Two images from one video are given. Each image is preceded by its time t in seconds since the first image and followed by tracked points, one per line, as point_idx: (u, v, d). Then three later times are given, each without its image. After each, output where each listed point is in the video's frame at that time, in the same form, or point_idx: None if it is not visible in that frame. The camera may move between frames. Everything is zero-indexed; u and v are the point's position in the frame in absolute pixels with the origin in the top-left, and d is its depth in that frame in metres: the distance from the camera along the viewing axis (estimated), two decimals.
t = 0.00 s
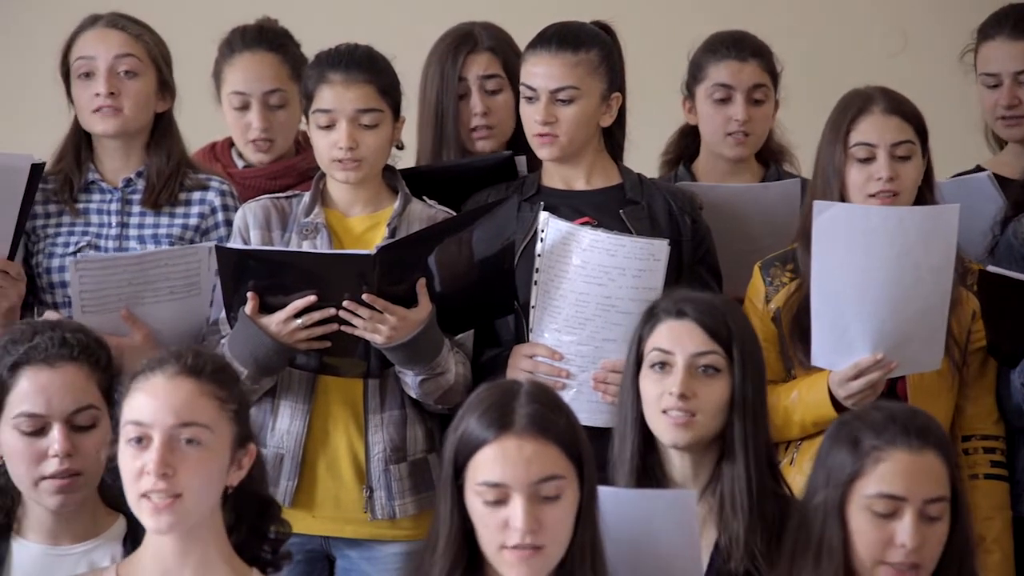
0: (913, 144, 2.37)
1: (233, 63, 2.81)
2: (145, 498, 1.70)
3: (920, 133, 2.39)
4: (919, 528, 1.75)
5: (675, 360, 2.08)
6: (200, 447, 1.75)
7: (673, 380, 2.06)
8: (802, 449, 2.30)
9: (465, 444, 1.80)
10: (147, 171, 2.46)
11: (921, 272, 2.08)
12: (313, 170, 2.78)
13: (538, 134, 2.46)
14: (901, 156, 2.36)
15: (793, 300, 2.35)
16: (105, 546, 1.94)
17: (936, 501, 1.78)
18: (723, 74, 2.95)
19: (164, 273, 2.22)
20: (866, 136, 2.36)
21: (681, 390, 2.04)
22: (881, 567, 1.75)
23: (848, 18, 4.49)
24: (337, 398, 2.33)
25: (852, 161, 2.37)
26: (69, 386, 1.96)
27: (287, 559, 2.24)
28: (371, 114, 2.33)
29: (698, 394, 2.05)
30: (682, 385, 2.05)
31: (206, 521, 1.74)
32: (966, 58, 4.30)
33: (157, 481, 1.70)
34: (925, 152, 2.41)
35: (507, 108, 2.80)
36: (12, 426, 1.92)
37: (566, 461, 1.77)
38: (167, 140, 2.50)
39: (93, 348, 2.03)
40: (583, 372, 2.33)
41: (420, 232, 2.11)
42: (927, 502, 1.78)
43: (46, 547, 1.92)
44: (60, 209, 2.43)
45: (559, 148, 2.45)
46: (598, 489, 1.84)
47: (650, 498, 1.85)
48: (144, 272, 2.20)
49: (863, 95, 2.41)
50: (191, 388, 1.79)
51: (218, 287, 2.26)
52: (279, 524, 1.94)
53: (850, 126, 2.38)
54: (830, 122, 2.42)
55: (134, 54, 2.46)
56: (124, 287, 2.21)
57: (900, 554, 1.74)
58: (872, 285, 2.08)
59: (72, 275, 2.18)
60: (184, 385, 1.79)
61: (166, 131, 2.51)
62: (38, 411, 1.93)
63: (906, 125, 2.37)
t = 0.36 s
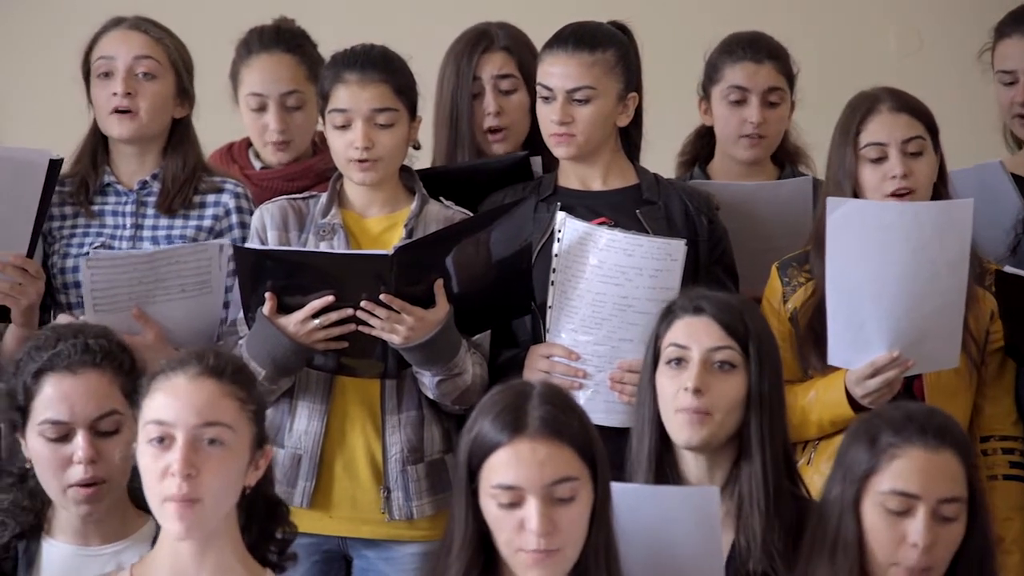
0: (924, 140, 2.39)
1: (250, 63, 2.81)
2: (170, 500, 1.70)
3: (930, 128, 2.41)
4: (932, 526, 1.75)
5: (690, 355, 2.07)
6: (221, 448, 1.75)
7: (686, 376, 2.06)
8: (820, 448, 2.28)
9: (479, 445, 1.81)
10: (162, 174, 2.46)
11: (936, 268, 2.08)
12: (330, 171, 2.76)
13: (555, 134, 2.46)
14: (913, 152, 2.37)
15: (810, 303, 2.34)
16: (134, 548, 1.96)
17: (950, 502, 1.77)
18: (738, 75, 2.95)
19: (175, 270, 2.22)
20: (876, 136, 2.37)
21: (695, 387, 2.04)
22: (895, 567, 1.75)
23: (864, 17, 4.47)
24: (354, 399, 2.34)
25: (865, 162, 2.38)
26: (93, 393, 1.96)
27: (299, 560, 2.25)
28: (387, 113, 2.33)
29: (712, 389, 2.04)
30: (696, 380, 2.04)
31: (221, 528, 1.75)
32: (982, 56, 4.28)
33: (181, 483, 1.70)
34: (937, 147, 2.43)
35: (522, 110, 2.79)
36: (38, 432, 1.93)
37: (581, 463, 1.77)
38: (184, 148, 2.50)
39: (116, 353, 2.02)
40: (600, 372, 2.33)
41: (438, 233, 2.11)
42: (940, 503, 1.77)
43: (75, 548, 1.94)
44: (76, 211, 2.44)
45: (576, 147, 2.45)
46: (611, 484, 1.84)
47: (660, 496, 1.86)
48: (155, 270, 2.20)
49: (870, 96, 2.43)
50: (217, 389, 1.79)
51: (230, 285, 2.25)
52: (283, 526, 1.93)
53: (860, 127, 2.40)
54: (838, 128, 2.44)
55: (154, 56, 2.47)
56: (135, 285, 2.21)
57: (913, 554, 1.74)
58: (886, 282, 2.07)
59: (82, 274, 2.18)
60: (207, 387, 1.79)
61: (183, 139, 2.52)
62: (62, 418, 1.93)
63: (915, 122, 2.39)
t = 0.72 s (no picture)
0: (934, 139, 2.42)
1: (268, 61, 2.82)
2: (198, 499, 1.71)
3: (938, 128, 2.45)
4: (953, 524, 1.74)
5: (704, 356, 2.06)
6: (251, 449, 1.75)
7: (700, 376, 2.05)
8: (835, 448, 2.30)
9: (492, 445, 1.81)
10: (176, 174, 2.47)
11: (950, 270, 2.08)
12: (347, 172, 2.78)
13: (572, 134, 2.46)
14: (924, 153, 2.41)
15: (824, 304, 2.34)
16: (159, 547, 1.95)
17: (973, 500, 1.76)
18: (752, 72, 2.94)
19: (193, 269, 2.22)
20: (886, 139, 2.41)
21: (710, 386, 2.03)
22: (914, 565, 1.75)
23: (881, 16, 4.46)
24: (371, 399, 2.34)
25: (876, 165, 2.42)
26: (112, 379, 1.96)
27: (309, 559, 2.25)
28: (404, 112, 2.34)
29: (727, 389, 2.04)
30: (711, 381, 2.04)
31: (245, 529, 1.74)
32: (1000, 58, 4.26)
33: (212, 481, 1.70)
34: (948, 146, 2.46)
35: (539, 106, 2.79)
36: (58, 420, 1.94)
37: (593, 461, 1.77)
38: (197, 146, 2.51)
39: (135, 342, 2.02)
40: (618, 372, 2.33)
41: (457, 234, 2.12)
42: (963, 501, 1.76)
43: (102, 546, 1.93)
44: (92, 211, 2.46)
45: (593, 149, 2.45)
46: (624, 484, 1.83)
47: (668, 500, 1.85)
48: (172, 268, 2.21)
49: (877, 99, 2.47)
50: (250, 392, 1.79)
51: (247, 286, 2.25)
52: (297, 527, 1.93)
53: (869, 130, 2.43)
54: (847, 133, 2.48)
55: (163, 55, 2.47)
56: (153, 282, 2.21)
57: (932, 551, 1.74)
58: (901, 283, 2.08)
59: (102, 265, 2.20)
60: (239, 388, 1.79)
61: (197, 137, 2.52)
62: (82, 405, 1.94)
63: (924, 122, 2.43)
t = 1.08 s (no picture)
0: (944, 140, 2.44)
1: (285, 62, 2.83)
2: (224, 502, 1.67)
3: (949, 127, 2.47)
4: (971, 528, 1.73)
5: (723, 370, 2.05)
6: (278, 459, 1.72)
7: (721, 392, 2.04)
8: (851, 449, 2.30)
9: (505, 446, 1.81)
10: (192, 174, 2.49)
11: (964, 270, 2.08)
12: (366, 172, 2.78)
13: (589, 134, 2.45)
14: (934, 153, 2.42)
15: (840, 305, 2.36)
16: (179, 546, 1.95)
17: (990, 503, 1.75)
18: (770, 74, 2.93)
19: (213, 274, 2.24)
20: (894, 141, 2.43)
21: (730, 404, 2.02)
22: (934, 568, 1.73)
23: (901, 15, 4.44)
24: (389, 400, 2.34)
25: (886, 167, 2.44)
26: (126, 387, 1.96)
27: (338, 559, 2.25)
28: (422, 112, 2.34)
29: (747, 403, 2.03)
30: (731, 396, 2.03)
31: (270, 531, 1.72)
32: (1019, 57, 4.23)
33: (238, 488, 1.67)
34: (959, 145, 2.47)
35: (553, 115, 2.80)
36: (74, 427, 1.94)
37: (604, 467, 1.77)
38: (210, 139, 2.53)
39: (150, 349, 2.01)
40: (635, 370, 2.32)
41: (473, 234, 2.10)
42: (980, 504, 1.75)
43: (119, 547, 1.94)
44: (110, 215, 2.46)
45: (611, 148, 2.44)
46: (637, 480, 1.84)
47: (685, 496, 1.84)
48: (194, 272, 2.23)
49: (884, 102, 2.49)
50: (277, 398, 1.76)
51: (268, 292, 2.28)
52: (325, 522, 1.92)
53: (878, 133, 2.46)
54: (856, 136, 2.50)
55: (164, 54, 2.48)
56: (175, 287, 2.23)
57: (951, 555, 1.72)
58: (915, 283, 2.08)
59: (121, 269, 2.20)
60: (266, 396, 1.76)
61: (209, 128, 2.55)
62: (95, 412, 1.93)
63: (932, 123, 2.44)
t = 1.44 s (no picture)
0: (961, 138, 2.43)
1: (300, 61, 2.84)
2: (241, 503, 1.68)
3: (966, 127, 2.46)
4: (952, 510, 1.80)
5: (739, 375, 2.05)
6: (295, 456, 1.72)
7: (738, 396, 2.04)
8: (868, 450, 2.29)
9: (520, 444, 1.81)
10: (213, 171, 2.49)
11: (982, 271, 2.07)
12: (381, 173, 2.79)
13: (606, 134, 2.45)
14: (951, 152, 2.41)
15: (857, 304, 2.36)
16: (182, 547, 1.95)
17: (972, 484, 1.81)
18: (788, 73, 2.92)
19: (232, 266, 2.23)
20: (911, 139, 2.42)
21: (748, 407, 2.02)
22: (920, 550, 1.80)
23: (918, 14, 4.42)
24: (404, 399, 2.34)
25: (903, 165, 2.42)
26: (135, 383, 1.97)
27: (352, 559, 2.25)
28: (437, 111, 2.34)
29: (764, 407, 2.02)
30: (748, 401, 2.02)
31: (288, 531, 1.72)
32: None
33: (255, 487, 1.67)
34: (977, 144, 2.46)
35: (568, 108, 2.79)
36: (81, 422, 1.95)
37: (618, 463, 1.76)
38: (227, 137, 2.54)
39: (160, 346, 2.03)
40: (652, 369, 2.31)
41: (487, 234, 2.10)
42: (962, 485, 1.82)
43: (125, 546, 1.94)
44: (130, 214, 2.47)
45: (627, 148, 2.44)
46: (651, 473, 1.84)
47: (703, 489, 1.83)
48: (212, 266, 2.22)
49: (902, 100, 2.48)
50: (294, 395, 1.76)
51: (286, 286, 2.28)
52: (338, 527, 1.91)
53: (895, 132, 2.44)
54: (872, 138, 2.49)
55: (176, 53, 2.49)
56: (193, 282, 2.22)
57: (933, 535, 1.79)
58: (932, 283, 2.07)
59: (141, 266, 2.19)
60: (285, 394, 1.76)
61: (227, 125, 2.56)
62: (103, 408, 1.94)
63: (949, 121, 2.43)
